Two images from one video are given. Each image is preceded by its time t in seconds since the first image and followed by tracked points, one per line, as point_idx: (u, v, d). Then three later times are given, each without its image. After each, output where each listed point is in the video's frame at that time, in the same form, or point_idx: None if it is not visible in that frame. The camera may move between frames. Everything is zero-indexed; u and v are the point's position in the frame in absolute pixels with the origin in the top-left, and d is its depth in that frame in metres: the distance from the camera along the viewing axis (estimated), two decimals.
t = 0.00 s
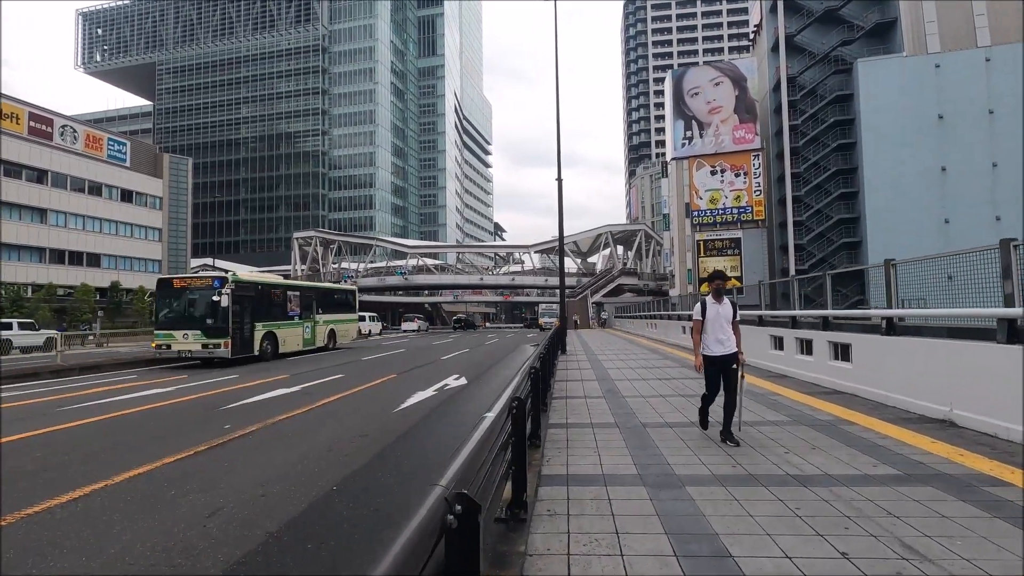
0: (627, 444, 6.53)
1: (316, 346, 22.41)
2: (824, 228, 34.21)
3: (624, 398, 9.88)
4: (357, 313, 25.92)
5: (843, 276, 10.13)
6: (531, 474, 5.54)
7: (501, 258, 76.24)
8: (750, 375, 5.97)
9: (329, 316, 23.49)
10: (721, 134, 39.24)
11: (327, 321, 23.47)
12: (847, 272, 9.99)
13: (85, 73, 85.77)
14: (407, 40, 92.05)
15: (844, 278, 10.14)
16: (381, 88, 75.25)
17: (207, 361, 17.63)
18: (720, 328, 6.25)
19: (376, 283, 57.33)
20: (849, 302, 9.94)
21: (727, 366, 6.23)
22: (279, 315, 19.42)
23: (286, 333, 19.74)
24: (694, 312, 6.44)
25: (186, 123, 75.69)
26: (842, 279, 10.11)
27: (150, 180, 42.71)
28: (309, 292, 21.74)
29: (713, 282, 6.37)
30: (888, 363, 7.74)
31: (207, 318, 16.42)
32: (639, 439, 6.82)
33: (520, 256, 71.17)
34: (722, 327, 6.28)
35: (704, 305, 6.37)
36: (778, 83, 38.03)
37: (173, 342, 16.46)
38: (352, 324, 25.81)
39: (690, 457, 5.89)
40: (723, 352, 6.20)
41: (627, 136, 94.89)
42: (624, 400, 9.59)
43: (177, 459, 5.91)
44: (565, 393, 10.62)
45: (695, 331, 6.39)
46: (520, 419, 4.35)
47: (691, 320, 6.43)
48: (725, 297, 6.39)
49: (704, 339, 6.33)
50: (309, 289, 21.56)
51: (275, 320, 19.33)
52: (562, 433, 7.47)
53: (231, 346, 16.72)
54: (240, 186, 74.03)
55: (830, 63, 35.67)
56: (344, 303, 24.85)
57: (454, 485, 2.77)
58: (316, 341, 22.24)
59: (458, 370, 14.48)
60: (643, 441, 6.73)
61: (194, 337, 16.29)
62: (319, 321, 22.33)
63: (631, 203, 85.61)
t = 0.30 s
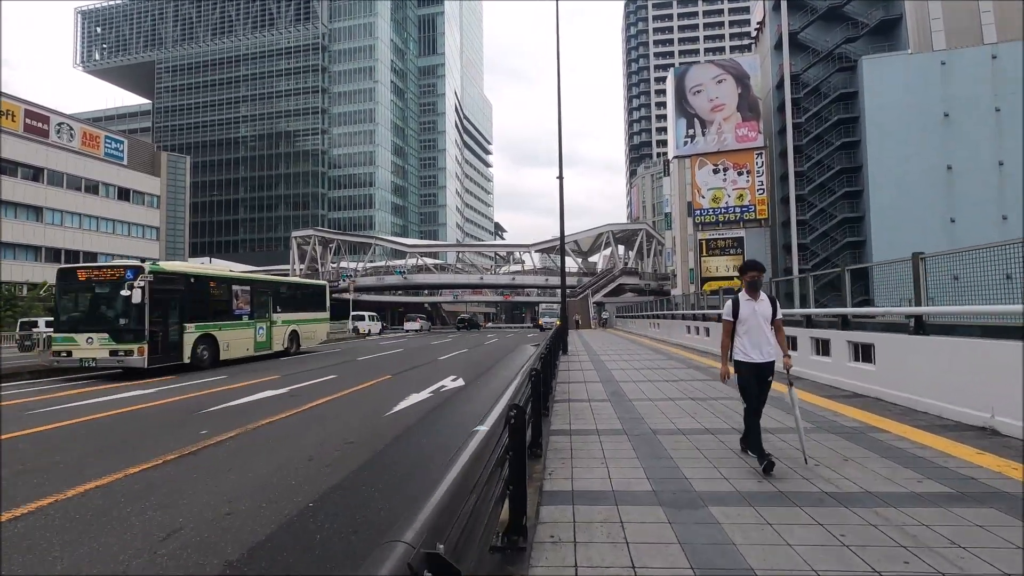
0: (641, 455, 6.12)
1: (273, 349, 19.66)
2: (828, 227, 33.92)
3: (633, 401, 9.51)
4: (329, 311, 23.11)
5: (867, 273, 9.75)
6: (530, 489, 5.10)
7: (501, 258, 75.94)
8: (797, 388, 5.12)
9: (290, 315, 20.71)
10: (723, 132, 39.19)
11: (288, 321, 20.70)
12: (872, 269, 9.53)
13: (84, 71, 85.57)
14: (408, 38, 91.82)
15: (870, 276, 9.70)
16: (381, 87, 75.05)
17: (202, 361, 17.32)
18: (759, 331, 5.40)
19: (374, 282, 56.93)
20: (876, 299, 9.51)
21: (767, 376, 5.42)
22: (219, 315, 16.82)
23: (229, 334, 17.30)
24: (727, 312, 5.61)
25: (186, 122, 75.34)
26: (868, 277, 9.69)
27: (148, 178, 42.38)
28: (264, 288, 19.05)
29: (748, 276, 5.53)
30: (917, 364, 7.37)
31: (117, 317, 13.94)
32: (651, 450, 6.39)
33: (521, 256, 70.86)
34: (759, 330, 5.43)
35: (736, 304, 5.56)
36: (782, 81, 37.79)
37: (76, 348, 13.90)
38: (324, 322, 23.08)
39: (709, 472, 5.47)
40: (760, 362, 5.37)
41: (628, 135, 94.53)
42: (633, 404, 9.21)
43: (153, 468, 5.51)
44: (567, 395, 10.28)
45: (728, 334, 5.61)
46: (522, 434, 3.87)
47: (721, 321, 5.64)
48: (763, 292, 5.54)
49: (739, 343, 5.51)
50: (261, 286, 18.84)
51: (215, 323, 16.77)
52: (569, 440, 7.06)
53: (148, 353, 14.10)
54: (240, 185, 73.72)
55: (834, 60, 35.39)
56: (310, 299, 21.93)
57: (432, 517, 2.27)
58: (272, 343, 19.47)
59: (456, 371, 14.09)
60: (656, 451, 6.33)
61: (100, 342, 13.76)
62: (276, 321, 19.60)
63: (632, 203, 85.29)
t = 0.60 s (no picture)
0: (645, 470, 5.71)
1: (210, 359, 16.47)
2: (830, 228, 33.58)
3: (635, 410, 8.99)
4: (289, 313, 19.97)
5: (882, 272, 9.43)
6: (523, 506, 4.75)
7: (500, 259, 75.56)
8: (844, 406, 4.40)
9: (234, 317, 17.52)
10: (724, 131, 38.64)
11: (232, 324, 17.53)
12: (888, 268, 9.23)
13: (82, 72, 85.14)
14: (406, 39, 91.63)
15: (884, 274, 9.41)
16: (379, 88, 74.91)
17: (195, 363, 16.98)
18: (801, 330, 4.61)
19: (371, 284, 56.57)
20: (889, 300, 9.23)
21: (810, 386, 4.60)
22: (124, 318, 13.53)
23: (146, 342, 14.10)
24: (761, 307, 4.75)
25: (183, 123, 74.86)
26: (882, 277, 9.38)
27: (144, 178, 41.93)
28: (196, 285, 15.87)
29: (787, 264, 4.73)
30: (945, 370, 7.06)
31: None
32: (656, 464, 5.98)
33: (519, 257, 70.52)
34: (801, 329, 4.65)
35: (773, 297, 4.75)
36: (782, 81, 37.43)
37: None
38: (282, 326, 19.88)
39: (720, 491, 5.06)
40: (804, 368, 4.59)
41: (628, 136, 94.23)
42: (635, 414, 8.60)
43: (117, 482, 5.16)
44: (564, 401, 9.83)
45: (763, 332, 4.72)
46: (512, 450, 3.56)
47: (754, 317, 4.76)
48: (803, 285, 4.79)
49: (777, 346, 4.71)
50: (192, 281, 15.68)
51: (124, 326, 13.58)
52: (569, 450, 6.66)
53: (7, 370, 10.90)
54: (238, 186, 73.30)
55: (835, 60, 35.23)
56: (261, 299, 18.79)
57: (398, 552, 1.83)
58: (208, 351, 16.31)
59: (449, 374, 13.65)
60: (660, 465, 5.91)
61: None
62: (214, 326, 16.50)
63: (632, 204, 84.98)
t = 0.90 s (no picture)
0: (653, 500, 4.93)
1: (112, 375, 13.04)
2: (830, 230, 33.37)
3: (637, 422, 8.14)
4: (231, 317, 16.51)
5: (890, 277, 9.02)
6: (513, 548, 3.97)
7: (499, 260, 75.11)
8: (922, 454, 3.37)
9: (147, 324, 14.02)
10: (724, 132, 38.60)
11: (150, 331, 14.17)
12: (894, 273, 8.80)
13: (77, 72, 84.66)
14: (405, 40, 91.37)
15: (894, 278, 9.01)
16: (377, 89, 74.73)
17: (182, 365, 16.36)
18: (867, 359, 3.46)
19: (368, 285, 56.14)
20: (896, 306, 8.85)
21: (883, 430, 3.42)
22: None
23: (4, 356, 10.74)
24: (819, 320, 3.57)
25: (180, 123, 74.41)
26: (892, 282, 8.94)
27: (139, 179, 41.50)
28: (93, 283, 12.72)
29: (860, 269, 3.52)
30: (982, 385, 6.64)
31: None
32: (666, 491, 5.21)
33: (518, 258, 70.13)
34: (873, 351, 3.50)
35: (835, 309, 3.59)
36: (783, 81, 37.15)
37: None
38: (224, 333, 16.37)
39: (741, 527, 4.29)
40: (877, 405, 3.42)
41: (627, 137, 93.95)
42: (637, 430, 7.67)
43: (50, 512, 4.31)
44: (561, 411, 9.02)
45: (819, 354, 3.54)
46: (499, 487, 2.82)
47: (810, 334, 3.56)
48: (876, 295, 3.63)
49: (841, 374, 3.53)
50: (86, 278, 12.50)
51: None
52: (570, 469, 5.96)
53: None
54: (235, 187, 72.84)
55: (836, 60, 35.01)
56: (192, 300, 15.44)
57: None
58: (109, 366, 12.91)
59: (441, 381, 12.96)
60: (672, 492, 5.15)
61: None
62: (119, 335, 13.14)
63: (631, 206, 84.66)
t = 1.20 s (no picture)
0: (667, 519, 4.41)
1: None
2: (831, 230, 33.15)
3: (641, 425, 7.47)
4: (147, 317, 13.16)
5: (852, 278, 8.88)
6: None
7: (497, 262, 74.81)
8: None
9: (18, 327, 10.79)
10: (723, 132, 38.49)
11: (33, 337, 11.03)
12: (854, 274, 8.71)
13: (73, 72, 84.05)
14: (403, 41, 91.24)
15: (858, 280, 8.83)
16: (375, 89, 74.53)
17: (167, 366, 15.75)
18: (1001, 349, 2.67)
19: (364, 287, 55.69)
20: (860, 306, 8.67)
21: None
22: None
23: None
24: (927, 304, 2.77)
25: (177, 124, 73.96)
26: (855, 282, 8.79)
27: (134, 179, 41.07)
28: None
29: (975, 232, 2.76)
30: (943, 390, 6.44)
31: None
32: (680, 508, 4.70)
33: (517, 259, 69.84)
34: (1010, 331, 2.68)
35: (952, 282, 2.76)
36: (783, 81, 37.02)
37: None
38: (133, 336, 12.99)
39: (775, 556, 3.76)
40: None
41: (625, 139, 93.89)
42: (641, 435, 6.98)
43: None
44: (559, 414, 8.38)
45: (928, 352, 2.76)
46: (482, 514, 2.64)
47: (911, 321, 2.78)
48: (1009, 265, 2.78)
49: (957, 371, 2.77)
50: None
51: None
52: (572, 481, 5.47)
53: None
54: (233, 188, 72.45)
55: (836, 60, 34.81)
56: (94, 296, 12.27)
57: None
58: None
59: (435, 383, 12.43)
60: (686, 509, 4.63)
61: None
62: None
63: (629, 207, 84.54)
